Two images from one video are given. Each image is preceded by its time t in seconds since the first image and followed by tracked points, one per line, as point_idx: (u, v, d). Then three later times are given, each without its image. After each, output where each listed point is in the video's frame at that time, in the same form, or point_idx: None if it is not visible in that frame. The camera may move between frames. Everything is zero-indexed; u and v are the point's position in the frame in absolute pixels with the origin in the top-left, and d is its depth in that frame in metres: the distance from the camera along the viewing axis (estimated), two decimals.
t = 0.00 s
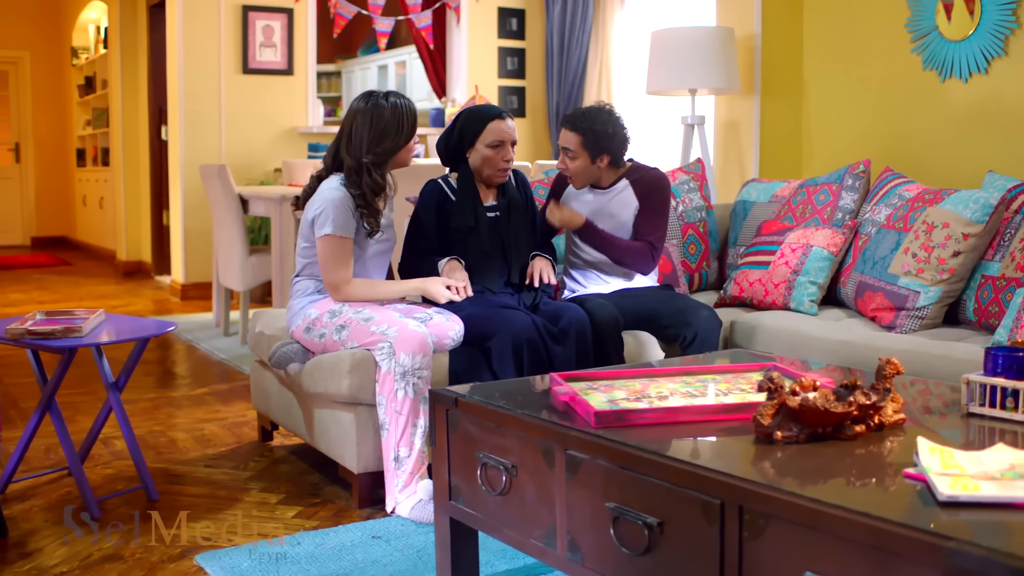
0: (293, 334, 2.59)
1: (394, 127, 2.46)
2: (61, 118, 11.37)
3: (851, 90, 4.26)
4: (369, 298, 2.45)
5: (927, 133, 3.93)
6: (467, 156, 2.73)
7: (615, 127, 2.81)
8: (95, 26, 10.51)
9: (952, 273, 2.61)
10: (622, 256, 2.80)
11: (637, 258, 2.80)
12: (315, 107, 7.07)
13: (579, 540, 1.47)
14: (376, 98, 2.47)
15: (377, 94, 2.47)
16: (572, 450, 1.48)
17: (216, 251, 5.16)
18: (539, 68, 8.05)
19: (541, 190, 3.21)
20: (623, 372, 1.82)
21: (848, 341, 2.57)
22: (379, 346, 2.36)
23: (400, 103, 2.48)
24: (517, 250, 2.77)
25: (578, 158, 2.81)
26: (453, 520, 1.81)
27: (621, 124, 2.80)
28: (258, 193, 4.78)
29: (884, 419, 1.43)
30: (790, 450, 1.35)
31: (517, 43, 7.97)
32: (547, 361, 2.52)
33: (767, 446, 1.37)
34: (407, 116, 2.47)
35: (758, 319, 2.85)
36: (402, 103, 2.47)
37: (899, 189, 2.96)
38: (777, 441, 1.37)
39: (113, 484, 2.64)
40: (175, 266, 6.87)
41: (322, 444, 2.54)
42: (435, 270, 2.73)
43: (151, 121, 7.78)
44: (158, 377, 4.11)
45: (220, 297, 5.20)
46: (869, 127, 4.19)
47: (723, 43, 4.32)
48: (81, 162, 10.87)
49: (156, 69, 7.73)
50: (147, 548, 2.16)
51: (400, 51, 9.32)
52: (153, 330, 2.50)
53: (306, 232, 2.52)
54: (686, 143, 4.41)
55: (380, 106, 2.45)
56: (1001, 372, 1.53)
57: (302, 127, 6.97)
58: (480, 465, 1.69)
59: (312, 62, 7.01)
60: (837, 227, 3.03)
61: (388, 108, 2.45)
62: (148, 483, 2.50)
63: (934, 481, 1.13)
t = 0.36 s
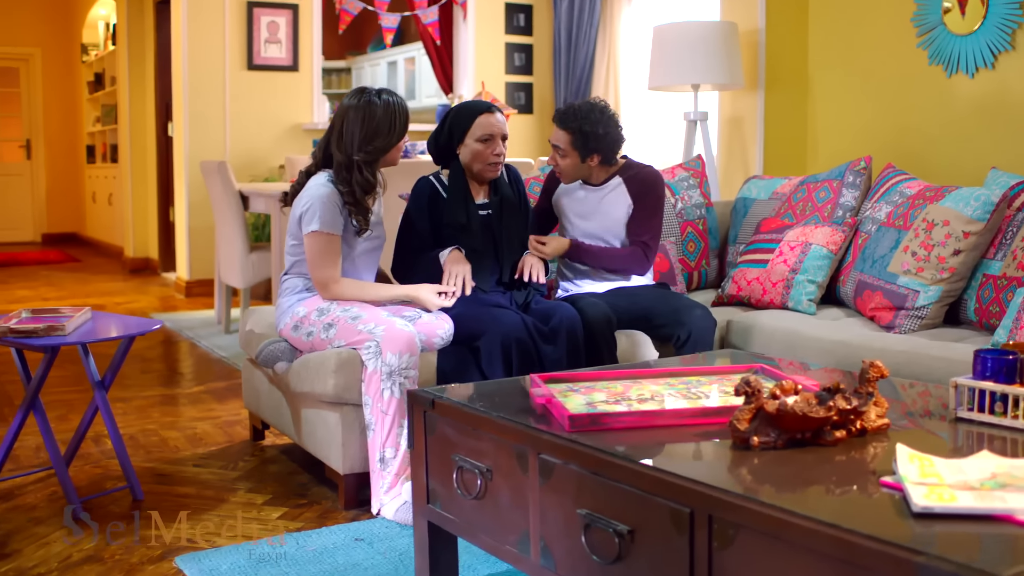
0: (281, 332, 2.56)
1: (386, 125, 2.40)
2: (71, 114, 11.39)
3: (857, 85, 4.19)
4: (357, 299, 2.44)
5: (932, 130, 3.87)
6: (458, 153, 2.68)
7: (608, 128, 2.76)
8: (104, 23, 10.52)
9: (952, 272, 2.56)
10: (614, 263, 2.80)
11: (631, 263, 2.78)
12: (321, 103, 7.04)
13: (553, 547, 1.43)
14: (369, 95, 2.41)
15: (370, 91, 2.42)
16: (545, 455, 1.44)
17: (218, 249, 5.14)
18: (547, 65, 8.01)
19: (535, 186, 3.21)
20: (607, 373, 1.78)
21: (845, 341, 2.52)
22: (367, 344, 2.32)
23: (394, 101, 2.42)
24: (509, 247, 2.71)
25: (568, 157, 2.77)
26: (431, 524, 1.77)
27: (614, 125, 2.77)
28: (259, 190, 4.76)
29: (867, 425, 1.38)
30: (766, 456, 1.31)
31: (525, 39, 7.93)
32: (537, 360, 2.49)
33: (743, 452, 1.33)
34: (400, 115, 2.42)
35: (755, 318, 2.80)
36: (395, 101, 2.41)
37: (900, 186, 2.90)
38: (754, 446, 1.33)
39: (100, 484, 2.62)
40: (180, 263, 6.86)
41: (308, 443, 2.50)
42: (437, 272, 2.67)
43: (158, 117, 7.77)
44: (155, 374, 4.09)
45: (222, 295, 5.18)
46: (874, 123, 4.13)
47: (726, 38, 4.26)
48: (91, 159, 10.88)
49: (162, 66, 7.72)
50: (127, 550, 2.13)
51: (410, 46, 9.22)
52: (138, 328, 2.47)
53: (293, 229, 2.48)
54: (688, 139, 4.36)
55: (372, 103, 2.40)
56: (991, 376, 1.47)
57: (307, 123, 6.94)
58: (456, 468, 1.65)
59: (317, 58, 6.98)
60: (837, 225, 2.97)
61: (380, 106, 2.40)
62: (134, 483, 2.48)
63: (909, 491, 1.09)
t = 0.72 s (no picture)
0: (269, 331, 2.53)
1: (369, 120, 2.37)
2: (81, 111, 11.40)
3: (863, 81, 4.13)
4: (343, 297, 2.40)
5: (937, 127, 3.81)
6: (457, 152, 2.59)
7: (608, 111, 2.75)
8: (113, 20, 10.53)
9: (951, 272, 2.51)
10: (625, 271, 2.74)
11: (641, 268, 2.75)
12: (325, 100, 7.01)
13: (524, 554, 1.40)
14: (351, 90, 2.38)
15: (352, 86, 2.39)
16: (516, 460, 1.40)
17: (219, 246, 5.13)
18: (554, 62, 7.97)
19: (530, 183, 3.11)
20: (588, 375, 1.74)
21: (841, 342, 2.47)
22: (352, 344, 2.29)
23: (377, 96, 2.39)
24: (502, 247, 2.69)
25: (570, 143, 2.75)
26: (407, 529, 1.74)
27: (614, 110, 2.76)
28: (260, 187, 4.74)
29: (847, 430, 1.34)
30: (740, 463, 1.27)
31: (531, 35, 7.88)
32: (525, 361, 2.45)
33: (717, 459, 1.29)
34: (383, 109, 2.38)
35: (750, 318, 2.75)
36: (378, 96, 2.38)
37: (900, 184, 2.84)
38: (728, 453, 1.29)
39: (86, 484, 2.59)
40: (185, 260, 6.85)
41: (295, 444, 2.47)
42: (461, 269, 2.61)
43: (165, 114, 7.76)
44: (152, 372, 4.07)
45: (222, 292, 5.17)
46: (879, 120, 4.07)
47: (729, 33, 4.21)
48: (100, 156, 10.90)
49: (168, 63, 7.70)
50: (107, 552, 2.11)
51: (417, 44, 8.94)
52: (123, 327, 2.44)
53: (279, 227, 2.45)
54: (690, 136, 4.31)
55: (354, 99, 2.36)
56: (979, 380, 1.43)
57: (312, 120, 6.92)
58: (431, 472, 1.62)
59: (322, 55, 6.94)
60: (836, 223, 2.92)
61: (362, 101, 2.36)
62: (119, 484, 2.45)
63: (881, 501, 1.05)
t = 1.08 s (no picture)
0: (259, 330, 2.49)
1: (357, 117, 2.36)
2: (94, 110, 11.44)
3: (869, 79, 4.07)
4: (333, 296, 2.37)
5: (944, 125, 3.75)
6: (452, 149, 2.52)
7: (609, 106, 2.69)
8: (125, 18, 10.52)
9: (952, 273, 2.45)
10: (626, 276, 2.68)
11: (642, 271, 2.68)
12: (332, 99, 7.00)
13: (496, 561, 1.36)
14: (339, 87, 2.37)
15: (340, 83, 2.38)
16: (489, 466, 1.36)
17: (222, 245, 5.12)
18: (564, 60, 7.93)
19: (527, 183, 3.06)
20: (571, 379, 1.71)
21: (839, 344, 2.42)
22: (338, 346, 2.26)
23: (365, 93, 2.38)
24: (498, 248, 2.60)
25: (571, 137, 2.68)
26: (386, 534, 1.70)
27: (615, 104, 2.71)
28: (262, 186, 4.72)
29: (828, 438, 1.30)
30: (715, 472, 1.23)
31: (540, 33, 7.84)
32: (517, 362, 2.42)
33: (693, 466, 1.25)
34: (371, 106, 2.37)
35: (748, 319, 2.71)
36: (365, 93, 2.36)
37: (902, 183, 2.79)
38: (703, 460, 1.25)
39: (75, 484, 2.58)
40: (191, 259, 6.86)
41: (284, 445, 2.45)
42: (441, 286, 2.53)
43: (173, 112, 7.77)
44: (152, 371, 4.06)
45: (225, 291, 5.16)
46: (885, 118, 4.01)
47: (734, 30, 4.16)
48: (111, 154, 10.92)
49: (176, 61, 7.70)
50: (90, 554, 2.09)
51: (427, 42, 8.86)
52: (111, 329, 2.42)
53: (267, 225, 2.43)
54: (694, 134, 4.27)
55: (341, 96, 2.35)
56: (965, 386, 1.38)
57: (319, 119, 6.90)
58: (408, 477, 1.59)
59: (329, 53, 6.93)
60: (837, 223, 2.87)
61: (350, 98, 2.35)
62: (107, 485, 2.43)
63: (853, 514, 1.00)
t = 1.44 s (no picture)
0: (248, 331, 2.46)
1: (345, 115, 2.34)
2: (107, 109, 11.48)
3: (877, 78, 4.01)
4: (323, 298, 2.34)
5: (952, 124, 3.69)
6: (440, 147, 2.51)
7: (608, 101, 2.63)
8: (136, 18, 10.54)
9: (954, 275, 2.40)
10: (624, 278, 2.62)
11: (639, 274, 2.63)
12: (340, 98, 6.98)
13: (468, 571, 1.33)
14: (328, 85, 2.36)
15: (329, 82, 2.36)
16: (460, 474, 1.33)
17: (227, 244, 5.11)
18: (573, 59, 7.89)
19: (525, 183, 2.99)
20: (553, 384, 1.67)
21: (836, 348, 2.37)
22: (325, 348, 2.23)
23: (354, 92, 2.36)
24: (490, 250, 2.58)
25: (569, 133, 2.63)
26: (365, 541, 1.67)
27: (614, 99, 2.65)
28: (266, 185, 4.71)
29: (808, 447, 1.26)
30: (688, 481, 1.19)
31: (550, 32, 7.80)
32: (508, 365, 2.39)
33: (666, 475, 1.21)
34: (360, 104, 2.35)
35: (746, 322, 2.66)
36: (355, 91, 2.35)
37: (905, 183, 2.74)
38: (675, 470, 1.21)
39: (65, 486, 2.56)
40: (199, 259, 6.85)
41: (273, 447, 2.42)
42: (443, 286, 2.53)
43: (182, 112, 7.77)
44: (152, 372, 4.04)
45: (230, 290, 5.15)
46: (893, 117, 3.95)
47: (739, 28, 4.11)
48: (124, 154, 10.95)
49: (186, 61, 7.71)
50: (73, 557, 2.07)
51: (438, 41, 8.84)
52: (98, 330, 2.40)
53: (256, 226, 2.41)
54: (698, 134, 4.23)
55: (331, 94, 2.34)
56: (952, 394, 1.34)
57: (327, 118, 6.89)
58: (385, 483, 1.56)
59: (336, 52, 6.92)
60: (839, 223, 2.82)
61: (339, 96, 2.33)
62: (95, 487, 2.41)
63: (821, 527, 0.97)
